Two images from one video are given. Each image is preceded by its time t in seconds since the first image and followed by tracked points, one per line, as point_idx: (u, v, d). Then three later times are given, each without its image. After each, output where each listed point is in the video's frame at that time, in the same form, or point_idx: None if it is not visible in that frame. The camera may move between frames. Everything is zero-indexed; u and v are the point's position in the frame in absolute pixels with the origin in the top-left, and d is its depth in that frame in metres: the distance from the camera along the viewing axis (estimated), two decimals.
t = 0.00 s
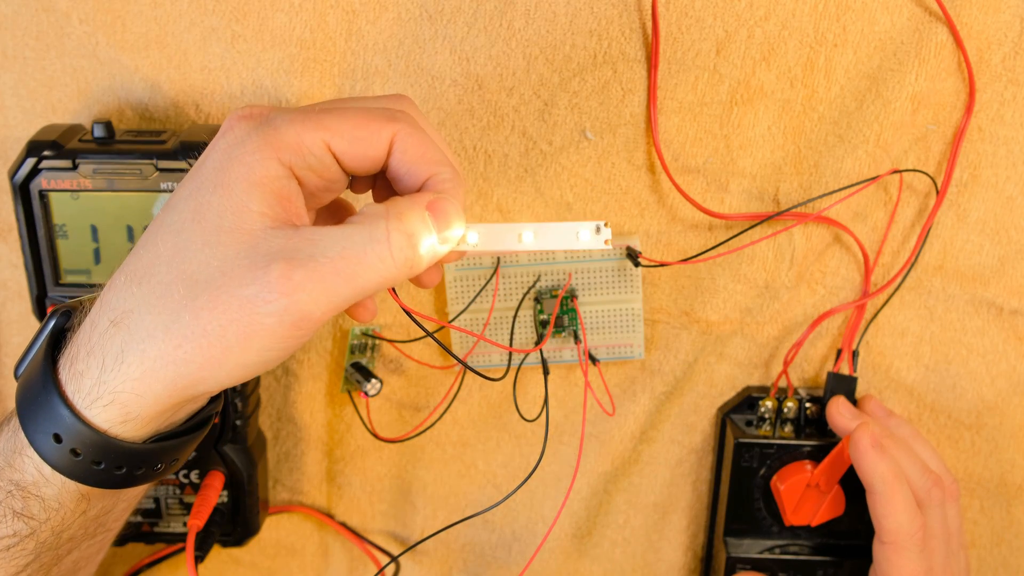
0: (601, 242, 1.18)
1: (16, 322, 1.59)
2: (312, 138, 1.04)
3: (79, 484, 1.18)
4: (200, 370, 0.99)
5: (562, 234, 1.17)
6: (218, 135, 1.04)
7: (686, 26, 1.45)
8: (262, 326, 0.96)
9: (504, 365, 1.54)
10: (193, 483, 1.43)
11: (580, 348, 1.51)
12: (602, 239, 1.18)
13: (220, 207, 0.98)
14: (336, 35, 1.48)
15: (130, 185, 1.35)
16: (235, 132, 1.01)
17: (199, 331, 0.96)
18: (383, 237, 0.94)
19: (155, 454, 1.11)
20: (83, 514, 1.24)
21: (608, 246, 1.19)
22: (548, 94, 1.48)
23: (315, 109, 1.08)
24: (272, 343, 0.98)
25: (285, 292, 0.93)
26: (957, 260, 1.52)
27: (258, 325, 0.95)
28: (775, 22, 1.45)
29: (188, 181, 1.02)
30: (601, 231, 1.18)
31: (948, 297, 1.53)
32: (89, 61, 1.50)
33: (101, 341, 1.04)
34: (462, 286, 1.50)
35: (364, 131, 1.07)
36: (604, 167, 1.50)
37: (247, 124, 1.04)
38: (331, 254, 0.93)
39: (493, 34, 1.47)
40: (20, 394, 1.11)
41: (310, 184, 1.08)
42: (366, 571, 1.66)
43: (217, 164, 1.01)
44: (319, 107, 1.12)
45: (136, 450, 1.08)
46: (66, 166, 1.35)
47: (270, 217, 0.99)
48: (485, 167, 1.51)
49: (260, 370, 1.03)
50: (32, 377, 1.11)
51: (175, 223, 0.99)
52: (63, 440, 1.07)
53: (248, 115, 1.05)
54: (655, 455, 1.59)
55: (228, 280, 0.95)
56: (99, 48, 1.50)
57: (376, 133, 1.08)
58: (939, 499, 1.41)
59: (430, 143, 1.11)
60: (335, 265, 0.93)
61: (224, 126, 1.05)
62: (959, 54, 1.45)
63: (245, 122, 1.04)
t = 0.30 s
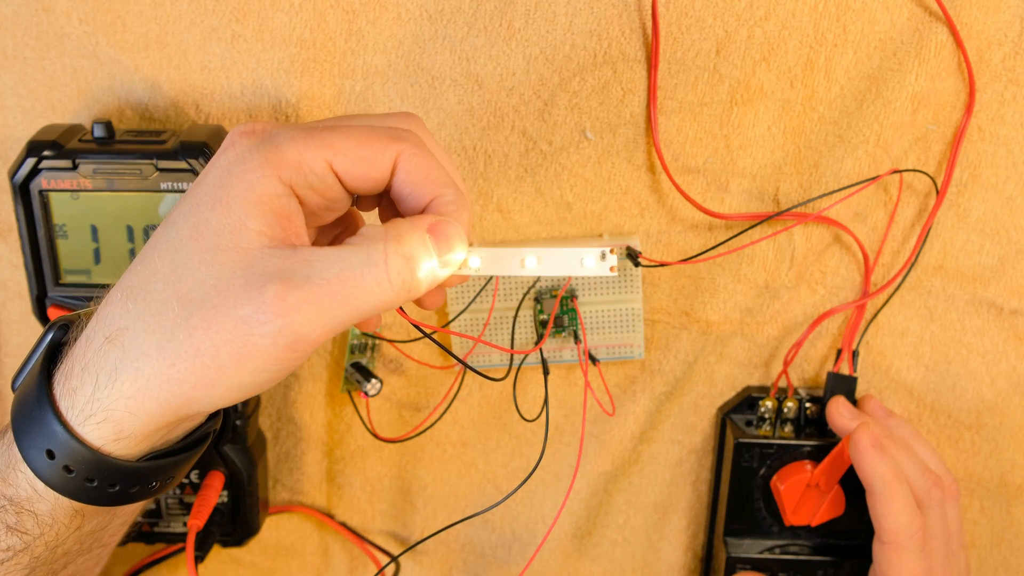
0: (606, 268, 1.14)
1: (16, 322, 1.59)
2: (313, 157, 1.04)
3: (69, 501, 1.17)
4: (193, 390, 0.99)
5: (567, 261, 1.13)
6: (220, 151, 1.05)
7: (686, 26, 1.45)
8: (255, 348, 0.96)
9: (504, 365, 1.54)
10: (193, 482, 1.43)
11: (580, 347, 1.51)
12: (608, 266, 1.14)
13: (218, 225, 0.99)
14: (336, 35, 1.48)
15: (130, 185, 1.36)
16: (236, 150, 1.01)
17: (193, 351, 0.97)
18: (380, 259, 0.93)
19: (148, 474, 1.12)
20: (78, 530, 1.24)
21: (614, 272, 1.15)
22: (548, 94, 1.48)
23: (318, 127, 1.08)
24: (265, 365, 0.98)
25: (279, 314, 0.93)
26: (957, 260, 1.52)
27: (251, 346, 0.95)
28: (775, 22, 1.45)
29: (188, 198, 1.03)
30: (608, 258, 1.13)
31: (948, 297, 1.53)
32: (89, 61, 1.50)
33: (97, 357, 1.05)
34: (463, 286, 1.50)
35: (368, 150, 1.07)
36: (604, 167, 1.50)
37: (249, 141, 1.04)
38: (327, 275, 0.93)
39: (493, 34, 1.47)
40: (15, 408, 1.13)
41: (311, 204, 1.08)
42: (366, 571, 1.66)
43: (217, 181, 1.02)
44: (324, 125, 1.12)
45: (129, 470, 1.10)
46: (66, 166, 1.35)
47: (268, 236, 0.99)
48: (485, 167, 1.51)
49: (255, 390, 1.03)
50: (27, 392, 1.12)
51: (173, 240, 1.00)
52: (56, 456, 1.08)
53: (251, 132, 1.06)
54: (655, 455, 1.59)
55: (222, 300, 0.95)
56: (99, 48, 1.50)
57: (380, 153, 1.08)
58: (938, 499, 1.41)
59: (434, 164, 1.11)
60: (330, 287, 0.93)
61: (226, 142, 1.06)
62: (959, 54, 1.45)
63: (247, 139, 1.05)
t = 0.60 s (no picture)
0: (601, 270, 1.05)
1: (16, 322, 1.59)
2: (308, 162, 1.04)
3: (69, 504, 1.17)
4: (189, 395, 1.00)
5: (561, 262, 1.05)
6: (215, 157, 1.05)
7: (687, 26, 1.45)
8: (251, 352, 0.96)
9: (505, 365, 1.54)
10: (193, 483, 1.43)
11: (580, 347, 1.51)
12: (602, 266, 1.04)
13: (214, 230, 0.99)
14: (336, 35, 1.48)
15: (130, 185, 1.36)
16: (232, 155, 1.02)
17: (188, 356, 0.97)
18: (374, 262, 0.93)
19: (146, 477, 1.12)
20: (77, 533, 1.24)
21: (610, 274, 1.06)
22: (548, 94, 1.48)
23: (313, 131, 1.08)
24: (261, 369, 0.98)
25: (274, 318, 0.93)
26: (957, 260, 1.52)
27: (247, 351, 0.96)
28: (775, 21, 1.45)
29: (183, 203, 1.03)
30: (602, 259, 1.05)
31: (948, 297, 1.53)
32: (89, 61, 1.50)
33: (94, 363, 1.05)
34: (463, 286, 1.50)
35: (362, 154, 1.07)
36: (604, 167, 1.50)
37: (245, 146, 1.05)
38: (322, 279, 0.93)
39: (493, 34, 1.47)
40: (15, 413, 1.13)
41: (306, 208, 1.09)
42: (365, 571, 1.66)
43: (212, 186, 1.02)
44: (319, 129, 1.12)
45: (126, 473, 1.10)
46: (66, 166, 1.35)
47: (264, 241, 0.99)
48: (485, 167, 1.51)
49: (251, 395, 1.03)
50: (26, 397, 1.12)
51: (169, 245, 1.01)
52: (55, 461, 1.09)
53: (246, 137, 1.06)
54: (655, 455, 1.59)
55: (218, 305, 0.95)
56: (99, 48, 1.50)
57: (375, 157, 1.08)
58: (938, 499, 1.42)
59: (429, 167, 1.11)
60: (325, 291, 0.93)
61: (222, 148, 1.06)
62: (959, 54, 1.45)
63: (243, 144, 1.05)
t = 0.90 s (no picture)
0: (602, 271, 1.05)
1: (16, 322, 1.59)
2: (307, 170, 1.04)
3: (70, 512, 1.18)
4: (188, 402, 1.00)
5: (561, 263, 1.06)
6: (215, 165, 1.05)
7: (687, 26, 1.45)
8: (250, 360, 0.96)
9: (505, 366, 1.54)
10: (193, 483, 1.43)
11: (580, 347, 1.52)
12: (603, 267, 1.05)
13: (213, 238, 0.99)
14: (336, 35, 1.48)
15: (130, 185, 1.36)
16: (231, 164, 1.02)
17: (188, 364, 0.97)
18: (372, 268, 0.93)
19: (145, 485, 1.12)
20: (77, 540, 1.25)
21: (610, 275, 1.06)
22: (548, 94, 1.48)
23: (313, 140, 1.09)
24: (260, 377, 0.98)
25: (273, 324, 0.93)
26: (957, 259, 1.52)
27: (246, 358, 0.96)
28: (775, 21, 1.45)
29: (183, 212, 1.03)
30: (602, 259, 1.05)
31: (948, 297, 1.53)
32: (89, 61, 1.50)
33: (94, 371, 1.05)
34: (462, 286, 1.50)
35: (362, 162, 1.07)
36: (604, 167, 1.50)
37: (244, 154, 1.05)
38: (320, 286, 0.93)
39: (493, 34, 1.47)
40: (15, 420, 1.13)
41: (306, 216, 1.09)
42: (365, 571, 1.65)
43: (212, 195, 1.02)
44: (319, 138, 1.13)
45: (125, 481, 1.10)
46: (66, 166, 1.35)
47: (263, 249, 0.99)
48: (485, 167, 1.51)
49: (250, 403, 1.03)
50: (26, 403, 1.12)
51: (169, 254, 1.01)
52: (54, 468, 1.09)
53: (246, 146, 1.07)
54: (655, 455, 1.59)
55: (217, 312, 0.95)
56: (99, 48, 1.50)
57: (375, 165, 1.08)
58: (939, 498, 1.42)
59: (430, 174, 1.11)
60: (324, 297, 0.93)
61: (222, 156, 1.07)
62: (958, 54, 1.45)
63: (242, 152, 1.05)
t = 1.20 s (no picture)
0: (600, 260, 1.06)
1: (16, 322, 1.59)
2: (303, 168, 1.04)
3: (71, 513, 1.17)
4: (186, 401, 1.00)
5: (559, 255, 1.06)
6: (213, 165, 1.06)
7: (686, 25, 1.45)
8: (247, 357, 0.96)
9: (505, 366, 1.55)
10: (193, 483, 1.43)
11: (580, 347, 1.52)
12: (601, 256, 1.05)
13: (210, 237, 1.00)
14: (336, 35, 1.48)
15: (130, 185, 1.36)
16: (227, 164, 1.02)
17: (185, 363, 0.97)
18: (366, 263, 0.93)
19: (146, 486, 1.12)
20: (78, 541, 1.24)
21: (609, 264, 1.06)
22: (548, 94, 1.48)
23: (309, 138, 1.09)
24: (257, 375, 0.98)
25: (268, 321, 0.93)
26: (957, 259, 1.52)
27: (243, 356, 0.96)
28: (775, 21, 1.45)
29: (181, 212, 1.04)
30: (600, 248, 1.05)
31: (948, 297, 1.53)
32: (89, 61, 1.50)
33: (93, 371, 1.05)
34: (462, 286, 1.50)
35: (359, 160, 1.07)
36: (604, 167, 1.50)
37: (241, 154, 1.05)
38: (315, 282, 0.93)
39: (493, 34, 1.47)
40: (17, 422, 1.13)
41: (303, 215, 1.09)
42: (365, 571, 1.65)
43: (209, 195, 1.03)
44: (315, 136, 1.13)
45: (125, 481, 1.10)
46: (66, 166, 1.35)
47: (259, 247, 0.99)
48: (486, 167, 1.51)
49: (248, 401, 1.03)
50: (27, 405, 1.12)
51: (166, 254, 1.01)
52: (55, 469, 1.09)
53: (243, 145, 1.07)
54: (655, 455, 1.59)
55: (213, 311, 0.96)
56: (99, 48, 1.50)
57: (371, 163, 1.08)
58: (939, 498, 1.42)
59: (426, 171, 1.10)
60: (319, 293, 0.93)
61: (219, 156, 1.07)
62: (958, 54, 1.45)
63: (239, 152, 1.05)
